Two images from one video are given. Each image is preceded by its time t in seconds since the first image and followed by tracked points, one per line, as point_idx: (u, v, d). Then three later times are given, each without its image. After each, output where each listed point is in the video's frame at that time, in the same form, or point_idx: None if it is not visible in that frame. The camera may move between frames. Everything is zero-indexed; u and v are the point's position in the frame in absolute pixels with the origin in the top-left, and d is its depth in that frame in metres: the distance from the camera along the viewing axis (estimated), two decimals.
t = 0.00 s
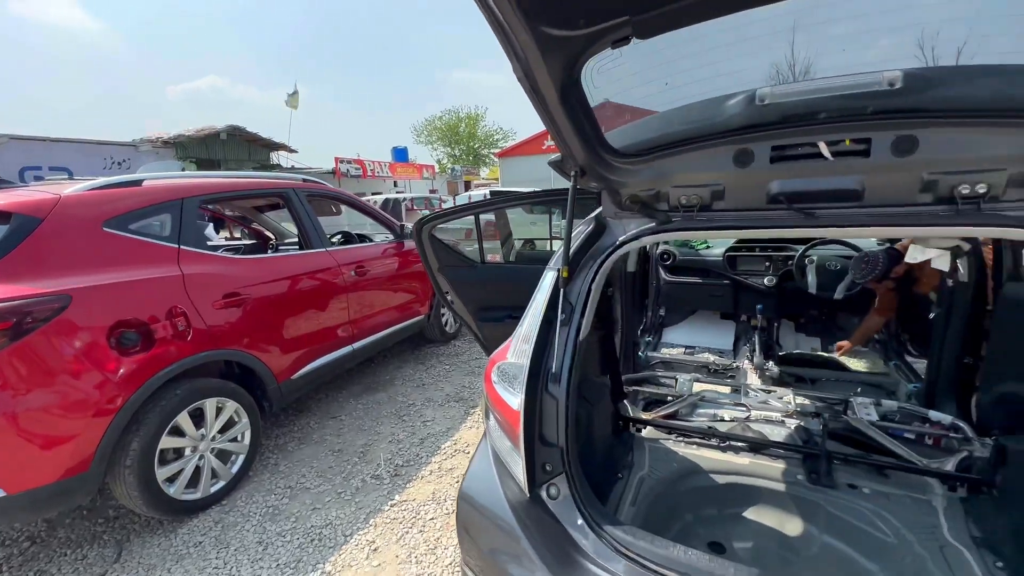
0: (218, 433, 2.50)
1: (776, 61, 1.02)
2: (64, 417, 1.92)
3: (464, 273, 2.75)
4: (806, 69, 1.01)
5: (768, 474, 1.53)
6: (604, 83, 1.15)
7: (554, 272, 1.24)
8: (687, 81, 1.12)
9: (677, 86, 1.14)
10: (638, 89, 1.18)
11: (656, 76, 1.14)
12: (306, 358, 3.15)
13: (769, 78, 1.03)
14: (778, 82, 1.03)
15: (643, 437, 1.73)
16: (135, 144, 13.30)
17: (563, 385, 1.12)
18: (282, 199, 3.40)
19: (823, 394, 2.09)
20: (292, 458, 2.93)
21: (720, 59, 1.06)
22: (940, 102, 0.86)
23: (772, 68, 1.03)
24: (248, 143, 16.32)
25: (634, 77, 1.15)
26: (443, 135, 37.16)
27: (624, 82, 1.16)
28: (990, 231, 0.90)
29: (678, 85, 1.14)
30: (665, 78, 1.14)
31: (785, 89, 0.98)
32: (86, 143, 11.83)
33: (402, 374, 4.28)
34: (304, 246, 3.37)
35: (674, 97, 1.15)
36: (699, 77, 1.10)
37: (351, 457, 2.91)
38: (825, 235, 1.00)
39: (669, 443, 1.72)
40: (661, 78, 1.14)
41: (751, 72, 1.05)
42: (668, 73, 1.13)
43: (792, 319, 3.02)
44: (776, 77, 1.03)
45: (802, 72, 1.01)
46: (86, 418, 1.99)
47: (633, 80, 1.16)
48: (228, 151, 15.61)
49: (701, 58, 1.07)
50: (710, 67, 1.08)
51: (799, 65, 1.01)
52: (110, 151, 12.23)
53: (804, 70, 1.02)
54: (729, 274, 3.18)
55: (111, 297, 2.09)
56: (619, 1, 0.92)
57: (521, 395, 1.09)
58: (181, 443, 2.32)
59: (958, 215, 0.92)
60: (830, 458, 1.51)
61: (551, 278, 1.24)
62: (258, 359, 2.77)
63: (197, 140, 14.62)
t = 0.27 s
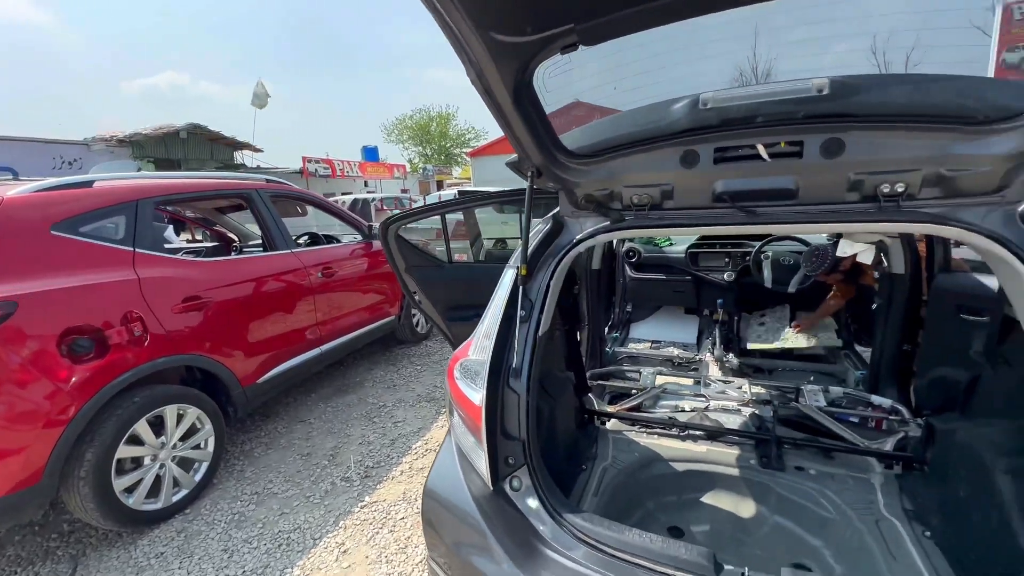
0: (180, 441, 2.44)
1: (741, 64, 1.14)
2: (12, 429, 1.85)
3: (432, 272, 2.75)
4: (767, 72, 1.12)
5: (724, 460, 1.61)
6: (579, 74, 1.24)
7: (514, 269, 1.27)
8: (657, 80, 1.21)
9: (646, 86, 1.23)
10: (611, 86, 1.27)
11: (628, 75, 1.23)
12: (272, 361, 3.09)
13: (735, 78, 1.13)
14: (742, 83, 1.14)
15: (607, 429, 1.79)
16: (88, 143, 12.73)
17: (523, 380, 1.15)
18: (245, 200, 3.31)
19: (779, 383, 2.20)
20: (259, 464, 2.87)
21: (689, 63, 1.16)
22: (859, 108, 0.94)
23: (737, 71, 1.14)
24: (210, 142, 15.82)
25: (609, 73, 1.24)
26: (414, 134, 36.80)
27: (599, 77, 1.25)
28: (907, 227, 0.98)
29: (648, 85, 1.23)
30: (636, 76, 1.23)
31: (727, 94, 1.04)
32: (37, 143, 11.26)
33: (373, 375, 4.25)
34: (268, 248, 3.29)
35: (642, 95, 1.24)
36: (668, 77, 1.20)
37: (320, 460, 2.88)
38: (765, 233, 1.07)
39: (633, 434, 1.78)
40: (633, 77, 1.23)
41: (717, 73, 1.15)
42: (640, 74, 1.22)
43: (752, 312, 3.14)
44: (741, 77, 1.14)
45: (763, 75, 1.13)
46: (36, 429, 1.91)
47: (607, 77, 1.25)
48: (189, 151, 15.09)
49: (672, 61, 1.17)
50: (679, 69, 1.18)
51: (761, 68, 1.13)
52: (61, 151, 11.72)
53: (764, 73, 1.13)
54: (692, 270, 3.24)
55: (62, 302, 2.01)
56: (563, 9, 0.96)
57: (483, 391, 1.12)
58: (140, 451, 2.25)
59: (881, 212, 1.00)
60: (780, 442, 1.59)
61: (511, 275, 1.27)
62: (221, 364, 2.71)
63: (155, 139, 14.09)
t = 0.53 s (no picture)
0: (129, 454, 2.33)
1: (697, 68, 1.09)
2: None
3: (392, 274, 2.72)
4: (724, 76, 1.08)
5: (678, 449, 1.67)
6: (532, 73, 1.18)
7: (469, 269, 1.28)
8: (613, 82, 1.16)
9: (602, 87, 1.18)
10: (566, 86, 1.21)
11: (582, 76, 1.17)
12: (229, 368, 3.00)
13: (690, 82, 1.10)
14: (698, 87, 1.09)
15: (568, 424, 1.83)
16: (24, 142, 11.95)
17: (480, 377, 1.19)
18: (196, 201, 3.19)
19: (733, 373, 2.30)
20: (215, 474, 2.78)
21: (644, 66, 1.11)
22: (784, 113, 1.01)
23: (694, 74, 1.10)
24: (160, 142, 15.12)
25: (564, 72, 1.18)
26: (376, 134, 36.20)
27: (553, 77, 1.19)
28: (831, 224, 1.06)
29: (603, 87, 1.18)
30: (592, 78, 1.17)
31: (665, 99, 1.09)
32: None
33: (337, 379, 4.17)
34: (222, 251, 3.17)
35: (601, 93, 1.18)
36: (623, 79, 1.14)
37: (281, 468, 2.81)
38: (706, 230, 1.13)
39: (592, 427, 1.83)
40: (588, 78, 1.17)
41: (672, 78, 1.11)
42: (596, 75, 1.16)
43: (709, 307, 3.28)
44: (697, 82, 1.10)
45: (720, 79, 1.08)
46: None
47: (562, 76, 1.18)
48: (137, 150, 14.37)
49: (627, 64, 1.12)
50: (635, 72, 1.13)
51: (717, 72, 1.08)
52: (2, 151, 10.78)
53: (721, 77, 1.09)
54: (650, 267, 3.35)
55: None
56: (505, 15, 0.97)
57: (439, 390, 1.13)
58: (84, 467, 2.14)
59: (807, 210, 1.08)
60: (729, 430, 1.67)
61: (466, 275, 1.28)
62: (172, 372, 2.61)
63: (99, 138, 13.35)
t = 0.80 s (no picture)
0: (77, 469, 2.22)
1: (662, 71, 1.10)
2: None
3: (357, 276, 2.67)
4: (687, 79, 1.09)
5: (642, 443, 1.72)
6: (499, 73, 1.16)
7: (431, 270, 1.28)
8: (578, 83, 1.16)
9: (567, 88, 1.18)
10: (531, 86, 1.19)
11: (548, 76, 1.16)
12: (186, 377, 2.89)
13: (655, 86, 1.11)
14: (662, 90, 1.11)
15: (535, 423, 1.85)
16: None
17: (443, 378, 1.20)
18: (148, 204, 3.05)
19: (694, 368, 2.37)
20: (172, 488, 2.68)
21: (610, 69, 1.12)
22: (730, 118, 1.06)
23: (659, 77, 1.10)
24: (110, 141, 14.40)
25: (529, 72, 1.16)
26: (341, 134, 35.50)
27: (518, 77, 1.18)
28: (776, 222, 1.12)
29: (569, 87, 1.17)
30: (557, 78, 1.16)
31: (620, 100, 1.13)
32: None
33: (302, 385, 4.07)
34: (178, 255, 3.05)
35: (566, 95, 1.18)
36: (587, 80, 1.14)
37: (243, 478, 2.73)
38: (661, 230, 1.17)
39: (560, 424, 1.86)
40: (553, 78, 1.17)
41: (638, 79, 1.11)
42: (561, 78, 1.16)
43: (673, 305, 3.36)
44: (662, 84, 1.11)
45: (683, 83, 1.10)
46: None
47: (527, 77, 1.17)
48: (85, 150, 13.65)
49: (593, 66, 1.12)
50: (599, 73, 1.13)
51: (680, 75, 1.09)
52: None
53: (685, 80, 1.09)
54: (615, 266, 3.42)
55: None
56: (456, 19, 0.98)
57: (402, 392, 1.13)
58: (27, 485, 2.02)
59: (754, 209, 1.13)
60: (690, 422, 1.72)
61: (428, 277, 1.28)
62: (123, 382, 2.49)
63: (42, 137, 12.62)
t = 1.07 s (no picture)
0: (3, 494, 2.06)
1: (622, 75, 1.10)
2: None
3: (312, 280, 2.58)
4: (644, 84, 1.10)
5: (601, 439, 1.75)
6: (457, 70, 1.13)
7: (385, 272, 1.26)
8: (536, 84, 1.14)
9: (526, 88, 1.15)
10: (489, 87, 1.16)
11: (508, 77, 1.13)
12: (129, 389, 2.73)
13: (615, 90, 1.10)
14: (621, 94, 1.11)
15: (496, 423, 1.86)
16: None
17: (400, 381, 1.19)
18: (81, 206, 2.86)
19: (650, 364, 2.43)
20: (114, 508, 2.52)
21: (568, 73, 1.10)
22: (673, 120, 1.11)
23: (618, 81, 1.10)
24: (42, 139, 13.48)
25: (486, 72, 1.13)
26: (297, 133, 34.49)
27: (476, 76, 1.14)
28: (720, 221, 1.17)
29: (528, 88, 1.15)
30: (517, 78, 1.13)
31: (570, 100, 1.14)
32: None
33: (257, 394, 3.92)
34: (116, 260, 2.88)
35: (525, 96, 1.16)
36: (546, 81, 1.12)
37: (193, 494, 2.61)
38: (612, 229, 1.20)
39: (521, 424, 1.87)
40: (512, 79, 1.13)
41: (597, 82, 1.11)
42: (519, 79, 1.13)
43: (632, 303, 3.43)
44: (622, 88, 1.11)
45: (640, 88, 1.11)
46: None
47: (487, 76, 1.14)
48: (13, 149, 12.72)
49: (554, 68, 1.10)
50: (557, 75, 1.11)
51: (638, 80, 1.10)
52: None
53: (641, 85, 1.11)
54: (575, 266, 3.46)
55: None
56: (404, 18, 0.96)
57: (357, 397, 1.11)
58: None
59: (699, 208, 1.18)
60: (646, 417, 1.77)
61: (381, 279, 1.26)
62: (56, 398, 2.34)
63: None
